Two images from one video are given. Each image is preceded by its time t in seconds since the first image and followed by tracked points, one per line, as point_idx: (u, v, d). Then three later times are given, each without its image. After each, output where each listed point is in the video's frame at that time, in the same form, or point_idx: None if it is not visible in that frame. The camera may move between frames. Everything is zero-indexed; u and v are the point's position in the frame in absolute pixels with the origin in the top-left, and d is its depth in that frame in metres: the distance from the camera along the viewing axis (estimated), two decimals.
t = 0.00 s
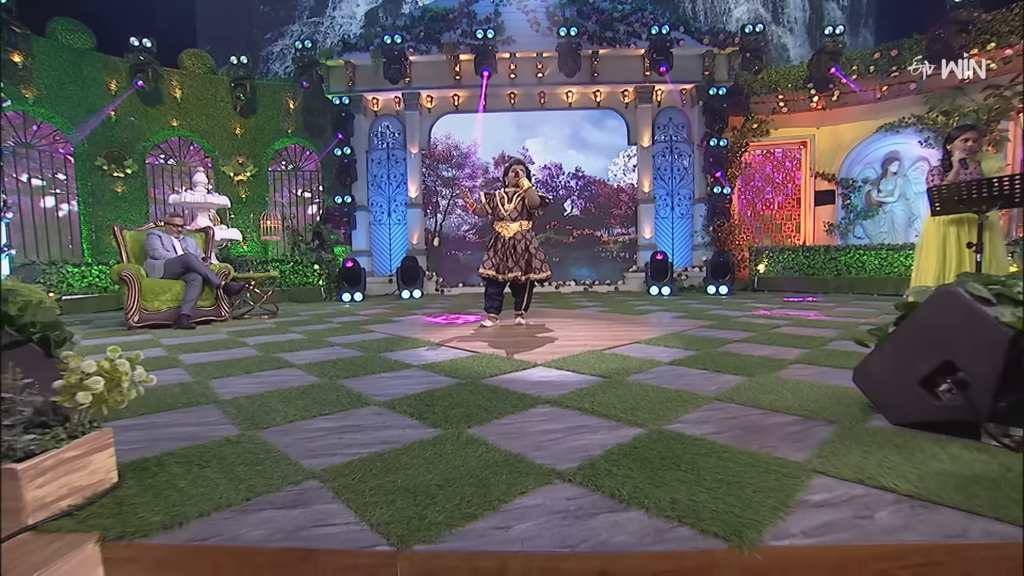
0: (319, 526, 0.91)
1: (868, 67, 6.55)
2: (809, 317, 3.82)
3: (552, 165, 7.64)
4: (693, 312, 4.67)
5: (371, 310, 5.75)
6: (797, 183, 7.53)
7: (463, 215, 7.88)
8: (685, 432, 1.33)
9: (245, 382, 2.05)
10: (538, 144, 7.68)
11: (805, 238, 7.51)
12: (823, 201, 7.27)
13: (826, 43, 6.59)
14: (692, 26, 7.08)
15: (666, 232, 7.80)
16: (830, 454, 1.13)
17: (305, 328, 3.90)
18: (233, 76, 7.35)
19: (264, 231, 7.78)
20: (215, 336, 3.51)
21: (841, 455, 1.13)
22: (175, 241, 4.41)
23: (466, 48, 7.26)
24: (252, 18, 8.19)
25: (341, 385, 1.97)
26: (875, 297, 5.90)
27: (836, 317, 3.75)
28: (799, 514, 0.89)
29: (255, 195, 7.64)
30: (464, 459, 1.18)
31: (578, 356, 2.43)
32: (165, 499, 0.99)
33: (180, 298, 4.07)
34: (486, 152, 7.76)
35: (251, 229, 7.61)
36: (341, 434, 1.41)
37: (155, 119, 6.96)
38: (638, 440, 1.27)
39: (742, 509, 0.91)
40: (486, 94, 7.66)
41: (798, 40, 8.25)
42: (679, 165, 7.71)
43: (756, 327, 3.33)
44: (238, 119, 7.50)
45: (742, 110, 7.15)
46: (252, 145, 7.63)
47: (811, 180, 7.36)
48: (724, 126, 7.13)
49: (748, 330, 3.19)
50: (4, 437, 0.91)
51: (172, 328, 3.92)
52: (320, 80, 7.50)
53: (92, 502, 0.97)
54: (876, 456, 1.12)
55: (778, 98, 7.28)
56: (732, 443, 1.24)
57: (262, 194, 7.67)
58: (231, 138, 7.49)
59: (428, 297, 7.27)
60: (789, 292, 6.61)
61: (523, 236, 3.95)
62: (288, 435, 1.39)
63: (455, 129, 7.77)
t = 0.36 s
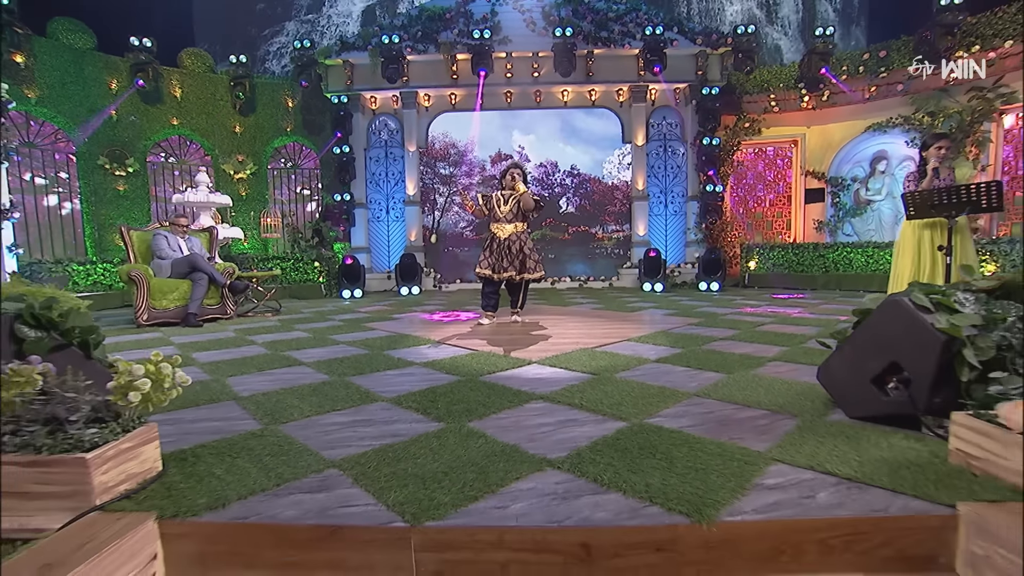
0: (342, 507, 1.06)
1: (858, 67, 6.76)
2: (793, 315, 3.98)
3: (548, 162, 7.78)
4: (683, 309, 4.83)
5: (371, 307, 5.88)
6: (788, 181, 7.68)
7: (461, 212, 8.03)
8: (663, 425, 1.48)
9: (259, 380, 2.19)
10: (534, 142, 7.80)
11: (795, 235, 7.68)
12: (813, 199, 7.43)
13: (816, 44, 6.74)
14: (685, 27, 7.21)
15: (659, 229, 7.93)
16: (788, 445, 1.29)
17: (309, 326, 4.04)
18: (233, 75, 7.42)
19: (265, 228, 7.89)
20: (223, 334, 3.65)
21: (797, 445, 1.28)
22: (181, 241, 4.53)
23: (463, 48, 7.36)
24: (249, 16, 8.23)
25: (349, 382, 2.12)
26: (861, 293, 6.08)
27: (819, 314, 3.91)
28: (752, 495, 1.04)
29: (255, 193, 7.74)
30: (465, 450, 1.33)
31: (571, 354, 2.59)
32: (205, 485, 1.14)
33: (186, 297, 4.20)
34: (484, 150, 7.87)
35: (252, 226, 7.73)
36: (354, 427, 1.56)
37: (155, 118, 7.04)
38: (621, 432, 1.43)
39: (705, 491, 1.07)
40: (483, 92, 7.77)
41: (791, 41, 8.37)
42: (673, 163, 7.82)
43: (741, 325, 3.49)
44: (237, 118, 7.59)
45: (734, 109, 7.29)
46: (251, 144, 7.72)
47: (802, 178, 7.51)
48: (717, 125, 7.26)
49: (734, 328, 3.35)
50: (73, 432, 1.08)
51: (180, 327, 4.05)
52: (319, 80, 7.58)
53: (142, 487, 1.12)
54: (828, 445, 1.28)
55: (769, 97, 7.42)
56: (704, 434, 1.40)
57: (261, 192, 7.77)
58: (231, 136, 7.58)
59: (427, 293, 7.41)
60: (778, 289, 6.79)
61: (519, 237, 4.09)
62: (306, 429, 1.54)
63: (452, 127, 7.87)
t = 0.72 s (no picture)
0: (363, 491, 1.22)
1: (850, 68, 6.92)
2: (780, 313, 4.15)
3: (545, 161, 7.92)
4: (676, 306, 4.99)
5: (373, 304, 6.02)
6: (781, 180, 7.84)
7: (460, 210, 8.16)
8: (648, 420, 1.64)
9: (274, 378, 2.34)
10: (533, 141, 7.92)
11: (788, 233, 7.84)
12: (806, 197, 7.57)
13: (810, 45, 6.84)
14: (681, 27, 7.33)
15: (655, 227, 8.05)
16: (757, 436, 1.45)
17: (314, 324, 4.18)
18: (234, 74, 7.51)
19: (267, 226, 8.01)
20: (233, 332, 3.79)
21: (765, 437, 1.44)
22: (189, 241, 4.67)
23: (463, 48, 7.46)
24: (250, 14, 8.28)
25: (359, 379, 2.27)
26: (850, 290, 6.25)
27: (804, 313, 4.08)
28: (720, 480, 1.20)
29: (257, 190, 7.84)
30: (470, 442, 1.48)
31: (566, 352, 2.75)
32: (241, 474, 1.30)
33: (196, 296, 4.34)
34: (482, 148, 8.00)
35: (254, 223, 7.83)
36: (367, 422, 1.71)
37: (158, 117, 7.13)
38: (609, 425, 1.59)
39: (679, 477, 1.22)
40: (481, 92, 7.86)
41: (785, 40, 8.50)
42: (669, 162, 7.91)
43: (729, 323, 3.65)
44: (239, 116, 7.68)
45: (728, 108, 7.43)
46: (253, 142, 7.83)
47: (795, 177, 7.66)
48: (712, 125, 7.40)
49: (722, 326, 3.51)
50: (127, 427, 1.25)
51: (190, 325, 4.19)
52: (320, 79, 7.67)
53: (186, 475, 1.28)
54: (792, 437, 1.43)
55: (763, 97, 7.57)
56: (684, 427, 1.56)
57: (263, 190, 7.88)
58: (233, 135, 7.68)
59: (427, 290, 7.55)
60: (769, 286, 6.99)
61: (517, 238, 4.22)
62: (324, 423, 1.70)
63: (452, 126, 7.99)
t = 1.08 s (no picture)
0: (381, 479, 1.38)
1: (843, 68, 7.05)
2: (767, 310, 4.31)
3: (544, 159, 8.00)
4: (669, 303, 5.15)
5: (375, 301, 6.17)
6: (775, 178, 7.99)
7: (460, 207, 8.25)
8: (636, 415, 1.80)
9: (289, 376, 2.50)
10: (532, 139, 8.01)
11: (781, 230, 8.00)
12: (799, 195, 7.72)
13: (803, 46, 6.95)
14: (677, 27, 7.43)
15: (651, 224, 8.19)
16: (732, 430, 1.61)
17: (320, 322, 4.33)
18: (236, 73, 7.58)
19: (269, 223, 8.14)
20: (243, 330, 3.94)
21: (740, 431, 1.61)
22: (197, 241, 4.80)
23: (462, 48, 7.56)
24: (250, 12, 8.33)
25: (368, 377, 2.43)
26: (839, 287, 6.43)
27: (791, 310, 4.24)
28: (696, 468, 1.36)
29: (259, 188, 7.96)
30: (474, 435, 1.64)
31: (562, 350, 2.90)
32: (272, 464, 1.46)
33: (205, 295, 4.48)
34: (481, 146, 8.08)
35: (256, 220, 7.96)
36: (379, 417, 1.87)
37: (162, 117, 7.23)
38: (601, 420, 1.75)
39: (660, 466, 1.39)
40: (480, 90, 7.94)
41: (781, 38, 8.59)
42: (664, 160, 8.04)
43: (718, 321, 3.81)
44: (241, 115, 7.78)
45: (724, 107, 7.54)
46: (255, 141, 7.94)
47: (788, 175, 7.80)
48: (708, 124, 7.54)
49: (712, 324, 3.67)
50: (171, 424, 1.41)
51: (200, 323, 4.34)
52: (321, 79, 7.77)
53: (222, 465, 1.44)
54: (764, 431, 1.60)
55: (757, 96, 7.70)
56: (668, 422, 1.72)
57: (266, 188, 8.00)
58: (236, 133, 7.78)
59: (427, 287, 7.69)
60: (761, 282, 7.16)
61: (515, 239, 4.37)
62: (340, 418, 1.86)
63: (451, 124, 8.08)
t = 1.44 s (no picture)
0: (399, 471, 1.54)
1: (838, 70, 7.17)
2: (759, 310, 4.47)
3: (545, 159, 8.06)
4: (666, 303, 5.30)
5: (380, 300, 6.33)
6: (771, 177, 8.12)
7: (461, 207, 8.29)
8: (628, 413, 1.96)
9: (305, 375, 2.66)
10: (534, 140, 8.05)
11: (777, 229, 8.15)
12: (795, 195, 7.87)
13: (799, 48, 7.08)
14: (676, 29, 7.60)
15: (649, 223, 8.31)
16: (715, 427, 1.78)
17: (328, 322, 4.49)
18: (241, 75, 7.69)
19: (274, 222, 8.29)
20: (255, 330, 4.11)
21: (722, 428, 1.77)
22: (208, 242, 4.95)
23: (463, 50, 7.68)
24: (254, 13, 8.40)
25: (379, 377, 2.59)
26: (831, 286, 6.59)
27: (782, 310, 4.40)
28: (680, 462, 1.53)
29: (264, 187, 8.11)
30: (481, 432, 1.81)
31: (561, 351, 3.07)
32: (300, 458, 1.63)
33: (217, 295, 4.64)
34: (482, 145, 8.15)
35: (261, 219, 8.11)
36: (393, 415, 2.03)
37: (169, 118, 7.37)
38: (596, 418, 1.92)
39: (647, 459, 1.55)
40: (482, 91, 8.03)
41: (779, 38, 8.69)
42: (662, 160, 8.16)
43: (711, 321, 3.98)
44: (247, 115, 7.91)
45: (721, 107, 7.66)
46: (260, 141, 8.07)
47: (784, 175, 7.94)
48: (705, 124, 7.70)
49: (705, 325, 3.83)
50: (210, 423, 1.58)
51: (213, 322, 4.50)
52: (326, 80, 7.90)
53: (255, 459, 1.61)
54: (744, 428, 1.76)
55: (754, 97, 7.83)
56: (658, 420, 1.88)
57: (270, 187, 8.14)
58: (241, 134, 7.92)
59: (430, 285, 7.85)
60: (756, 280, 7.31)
61: (518, 243, 4.52)
62: (357, 416, 2.02)
63: (453, 124, 8.17)
